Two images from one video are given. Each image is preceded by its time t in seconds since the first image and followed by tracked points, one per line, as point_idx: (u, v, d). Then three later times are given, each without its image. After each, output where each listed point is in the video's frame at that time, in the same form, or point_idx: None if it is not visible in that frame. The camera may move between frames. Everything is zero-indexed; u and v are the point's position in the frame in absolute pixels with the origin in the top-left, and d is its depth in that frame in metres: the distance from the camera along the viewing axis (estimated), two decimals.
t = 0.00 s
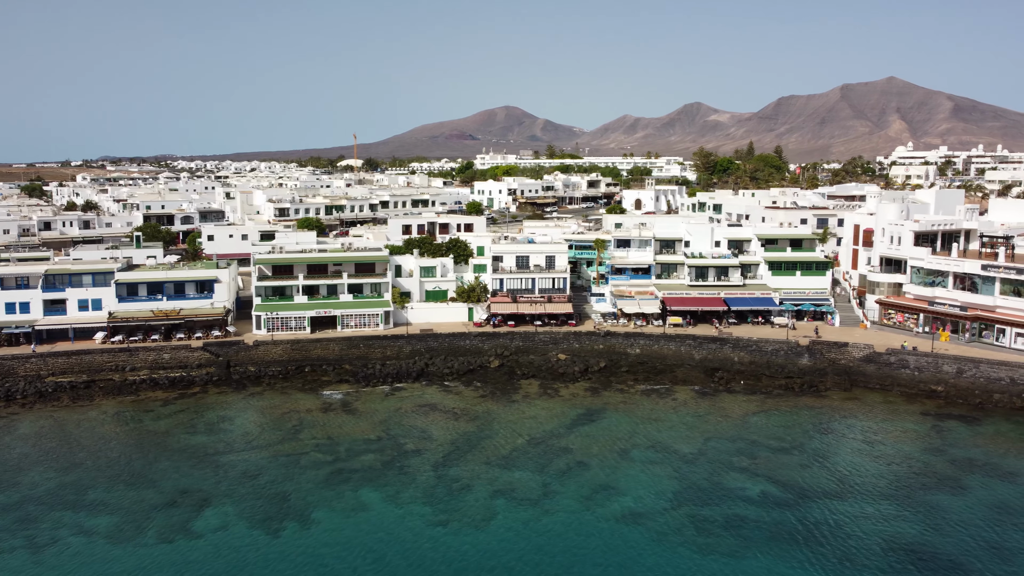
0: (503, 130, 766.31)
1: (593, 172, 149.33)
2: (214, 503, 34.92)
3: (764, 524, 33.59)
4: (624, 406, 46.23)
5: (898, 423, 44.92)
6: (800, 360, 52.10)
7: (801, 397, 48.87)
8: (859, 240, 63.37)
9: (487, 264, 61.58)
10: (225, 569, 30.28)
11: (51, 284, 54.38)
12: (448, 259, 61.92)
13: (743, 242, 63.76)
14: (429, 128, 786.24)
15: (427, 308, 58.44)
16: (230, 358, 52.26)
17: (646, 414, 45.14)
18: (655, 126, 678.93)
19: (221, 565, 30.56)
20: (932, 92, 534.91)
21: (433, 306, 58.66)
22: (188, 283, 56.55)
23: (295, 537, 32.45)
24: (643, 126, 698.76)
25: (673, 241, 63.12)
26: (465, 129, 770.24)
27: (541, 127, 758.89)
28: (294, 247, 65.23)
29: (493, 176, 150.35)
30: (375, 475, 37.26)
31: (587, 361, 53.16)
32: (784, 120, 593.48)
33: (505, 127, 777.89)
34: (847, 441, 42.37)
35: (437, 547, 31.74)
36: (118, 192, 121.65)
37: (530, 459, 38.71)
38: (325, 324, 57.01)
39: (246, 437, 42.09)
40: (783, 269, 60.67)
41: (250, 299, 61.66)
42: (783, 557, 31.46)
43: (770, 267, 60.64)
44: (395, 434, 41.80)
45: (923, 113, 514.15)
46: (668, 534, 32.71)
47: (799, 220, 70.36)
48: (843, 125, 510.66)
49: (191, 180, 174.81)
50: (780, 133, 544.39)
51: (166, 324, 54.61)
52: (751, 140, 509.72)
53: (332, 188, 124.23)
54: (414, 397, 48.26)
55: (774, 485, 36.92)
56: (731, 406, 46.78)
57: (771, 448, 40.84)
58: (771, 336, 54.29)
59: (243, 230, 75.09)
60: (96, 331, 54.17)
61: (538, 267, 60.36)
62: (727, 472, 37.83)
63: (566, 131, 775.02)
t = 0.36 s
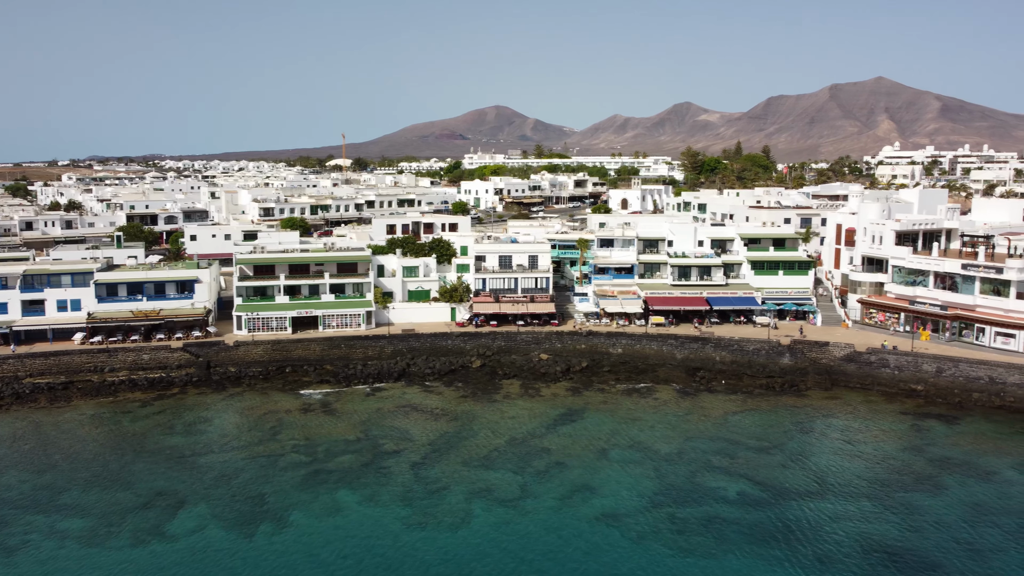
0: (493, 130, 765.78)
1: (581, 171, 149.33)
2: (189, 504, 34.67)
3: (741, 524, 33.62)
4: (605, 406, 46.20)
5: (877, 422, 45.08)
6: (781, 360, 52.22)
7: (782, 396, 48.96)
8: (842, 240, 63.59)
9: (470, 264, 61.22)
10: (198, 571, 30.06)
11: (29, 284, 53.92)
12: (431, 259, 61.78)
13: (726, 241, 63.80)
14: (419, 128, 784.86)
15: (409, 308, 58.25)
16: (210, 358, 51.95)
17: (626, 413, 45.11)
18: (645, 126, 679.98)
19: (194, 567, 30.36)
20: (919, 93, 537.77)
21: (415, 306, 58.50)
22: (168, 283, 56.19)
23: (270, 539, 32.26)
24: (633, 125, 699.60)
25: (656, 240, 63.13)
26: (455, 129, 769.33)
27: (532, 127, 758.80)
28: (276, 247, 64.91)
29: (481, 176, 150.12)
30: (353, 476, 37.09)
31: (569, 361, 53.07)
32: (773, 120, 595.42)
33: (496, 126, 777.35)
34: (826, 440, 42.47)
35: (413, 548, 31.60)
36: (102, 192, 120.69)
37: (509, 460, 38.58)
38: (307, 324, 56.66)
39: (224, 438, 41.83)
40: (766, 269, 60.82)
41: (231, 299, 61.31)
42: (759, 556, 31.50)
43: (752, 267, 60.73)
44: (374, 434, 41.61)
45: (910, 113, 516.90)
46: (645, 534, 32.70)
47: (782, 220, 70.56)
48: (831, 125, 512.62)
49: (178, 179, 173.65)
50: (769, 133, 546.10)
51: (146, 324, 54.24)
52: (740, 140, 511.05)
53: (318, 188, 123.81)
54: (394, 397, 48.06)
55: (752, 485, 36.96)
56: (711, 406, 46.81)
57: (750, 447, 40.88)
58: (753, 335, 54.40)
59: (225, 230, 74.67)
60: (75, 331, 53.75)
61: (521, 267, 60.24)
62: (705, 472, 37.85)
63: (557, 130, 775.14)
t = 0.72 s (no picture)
0: (481, 130, 765.29)
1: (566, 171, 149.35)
2: (161, 507, 34.34)
3: (715, 523, 33.65)
4: (584, 406, 46.15)
5: (854, 421, 45.26)
6: (760, 359, 52.35)
7: (761, 395, 49.07)
8: (822, 239, 63.87)
9: (451, 264, 61.24)
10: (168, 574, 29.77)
11: (4, 285, 53.32)
12: (412, 258, 61.60)
13: (707, 241, 63.82)
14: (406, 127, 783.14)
15: (389, 308, 58.02)
16: (188, 359, 51.52)
17: (605, 413, 45.07)
18: (632, 126, 681.26)
19: (165, 569, 30.08)
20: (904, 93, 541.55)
21: (396, 306, 58.28)
22: (146, 284, 55.68)
23: (243, 541, 32.01)
24: (621, 125, 700.78)
25: (638, 240, 63.16)
26: (443, 129, 768.27)
27: (519, 126, 758.82)
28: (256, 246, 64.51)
29: (466, 176, 149.94)
30: (328, 477, 36.85)
31: (549, 361, 53.00)
32: (759, 120, 597.97)
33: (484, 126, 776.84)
34: (804, 439, 42.56)
35: (387, 549, 31.42)
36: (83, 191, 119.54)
37: (486, 460, 38.46)
38: (286, 325, 56.35)
39: (199, 439, 41.49)
40: (746, 268, 60.96)
41: (210, 299, 60.83)
42: (733, 556, 31.53)
43: (733, 266, 60.87)
44: (351, 435, 41.37)
45: (895, 113, 520.44)
46: (620, 534, 32.67)
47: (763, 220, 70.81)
48: (817, 125, 515.33)
49: (161, 180, 172.01)
50: (755, 133, 548.43)
51: (123, 325, 53.72)
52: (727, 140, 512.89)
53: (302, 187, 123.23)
54: (373, 397, 47.81)
55: (728, 484, 37.00)
56: (690, 405, 46.86)
57: (727, 446, 40.92)
58: (733, 334, 54.51)
59: (205, 230, 74.15)
60: (51, 332, 53.20)
61: (502, 267, 60.14)
62: (682, 471, 37.87)
63: (544, 130, 775.48)
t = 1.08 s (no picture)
0: (467, 129, 764.63)
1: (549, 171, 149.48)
2: (132, 509, 34.01)
3: (690, 522, 33.72)
4: (561, 405, 46.12)
5: (830, 419, 45.50)
6: (738, 358, 52.54)
7: (738, 394, 49.24)
8: (801, 238, 64.21)
9: (431, 264, 61.08)
10: None
11: None
12: (391, 258, 61.40)
13: (688, 239, 63.76)
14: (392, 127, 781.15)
15: (368, 308, 57.77)
16: (163, 360, 51.01)
17: (583, 412, 45.06)
18: (618, 126, 682.88)
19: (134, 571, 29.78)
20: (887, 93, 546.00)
21: (375, 306, 58.04)
22: (121, 284, 55.07)
23: (214, 543, 31.75)
24: (607, 125, 702.30)
25: (617, 239, 63.23)
26: (429, 128, 766.87)
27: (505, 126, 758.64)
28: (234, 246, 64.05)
29: (449, 175, 149.77)
30: (303, 478, 36.62)
31: (528, 360, 52.94)
32: (744, 120, 600.98)
33: (470, 126, 776.12)
34: (780, 438, 42.71)
35: (359, 550, 31.24)
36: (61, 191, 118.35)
37: (462, 460, 38.36)
38: (263, 325, 55.95)
39: (173, 440, 41.11)
40: (726, 267, 61.11)
41: (188, 299, 60.33)
42: (706, 554, 31.60)
43: (712, 265, 61.07)
44: (326, 436, 41.12)
45: (878, 113, 524.63)
46: (593, 534, 32.66)
47: (742, 219, 71.15)
48: (801, 125, 518.40)
49: (143, 179, 170.69)
50: (740, 133, 551.13)
51: (98, 326, 53.15)
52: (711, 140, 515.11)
53: (284, 187, 122.64)
54: (350, 398, 47.56)
55: (704, 483, 37.09)
56: (668, 404, 46.94)
57: (703, 445, 41.01)
58: (711, 333, 54.69)
59: (184, 229, 73.57)
60: (25, 333, 52.60)
61: (481, 267, 60.02)
62: (657, 470, 37.93)
63: (531, 130, 775.80)
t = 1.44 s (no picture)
0: (452, 129, 763.58)
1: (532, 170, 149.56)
2: (103, 512, 33.62)
3: (665, 520, 33.78)
4: (540, 405, 46.08)
5: (807, 417, 45.76)
6: (717, 356, 52.74)
7: (716, 392, 49.41)
8: (779, 237, 64.57)
9: (410, 264, 60.87)
10: None
11: None
12: (370, 258, 61.14)
13: (667, 239, 63.89)
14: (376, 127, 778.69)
15: (347, 308, 57.46)
16: (139, 361, 50.44)
17: (561, 411, 45.05)
18: (602, 126, 684.49)
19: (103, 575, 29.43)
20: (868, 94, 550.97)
21: (353, 305, 57.76)
22: (96, 285, 54.43)
23: (186, 545, 31.43)
24: (591, 125, 703.68)
25: (597, 239, 63.28)
26: (414, 128, 765.09)
27: (490, 126, 758.25)
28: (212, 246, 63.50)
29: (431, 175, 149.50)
30: (277, 479, 36.35)
31: (507, 360, 52.88)
32: (727, 120, 604.20)
33: (454, 126, 775.08)
34: (756, 436, 42.88)
35: (333, 552, 31.04)
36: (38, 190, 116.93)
37: (438, 460, 38.22)
38: (240, 325, 55.51)
39: (146, 442, 40.67)
40: (704, 266, 61.34)
41: (164, 300, 59.75)
42: (681, 553, 31.66)
43: (691, 264, 61.29)
44: (302, 437, 40.85)
45: (859, 114, 529.15)
46: (569, 533, 32.63)
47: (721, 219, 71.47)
48: (784, 125, 521.72)
49: (121, 179, 168.99)
50: (723, 133, 553.91)
51: (71, 327, 52.51)
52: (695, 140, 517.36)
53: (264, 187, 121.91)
54: (328, 398, 47.29)
55: (680, 481, 37.17)
56: (646, 402, 47.03)
57: (680, 443, 41.11)
58: (690, 332, 54.87)
59: (161, 229, 72.88)
60: None
61: (461, 266, 59.89)
62: (634, 469, 37.97)
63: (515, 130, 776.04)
